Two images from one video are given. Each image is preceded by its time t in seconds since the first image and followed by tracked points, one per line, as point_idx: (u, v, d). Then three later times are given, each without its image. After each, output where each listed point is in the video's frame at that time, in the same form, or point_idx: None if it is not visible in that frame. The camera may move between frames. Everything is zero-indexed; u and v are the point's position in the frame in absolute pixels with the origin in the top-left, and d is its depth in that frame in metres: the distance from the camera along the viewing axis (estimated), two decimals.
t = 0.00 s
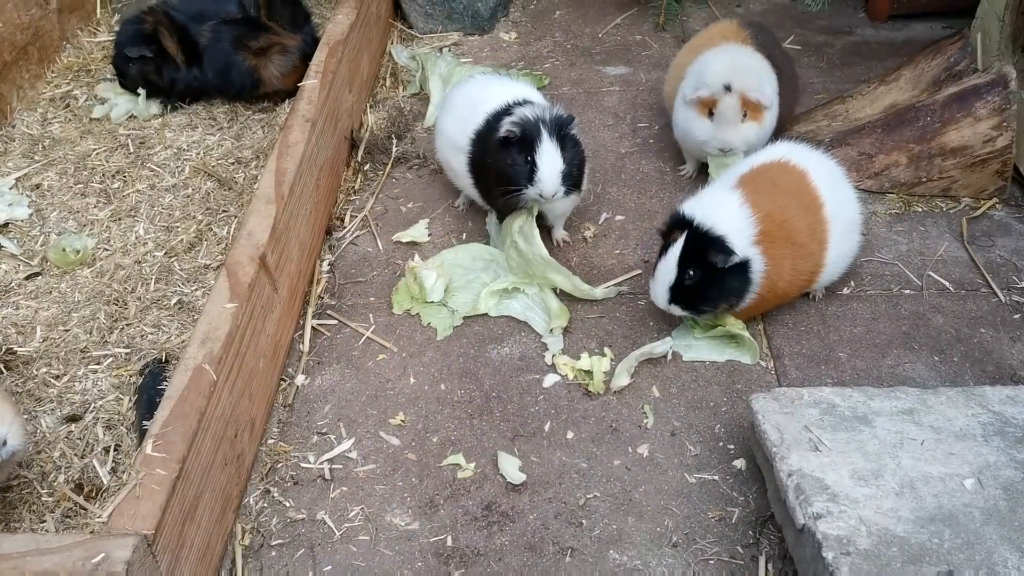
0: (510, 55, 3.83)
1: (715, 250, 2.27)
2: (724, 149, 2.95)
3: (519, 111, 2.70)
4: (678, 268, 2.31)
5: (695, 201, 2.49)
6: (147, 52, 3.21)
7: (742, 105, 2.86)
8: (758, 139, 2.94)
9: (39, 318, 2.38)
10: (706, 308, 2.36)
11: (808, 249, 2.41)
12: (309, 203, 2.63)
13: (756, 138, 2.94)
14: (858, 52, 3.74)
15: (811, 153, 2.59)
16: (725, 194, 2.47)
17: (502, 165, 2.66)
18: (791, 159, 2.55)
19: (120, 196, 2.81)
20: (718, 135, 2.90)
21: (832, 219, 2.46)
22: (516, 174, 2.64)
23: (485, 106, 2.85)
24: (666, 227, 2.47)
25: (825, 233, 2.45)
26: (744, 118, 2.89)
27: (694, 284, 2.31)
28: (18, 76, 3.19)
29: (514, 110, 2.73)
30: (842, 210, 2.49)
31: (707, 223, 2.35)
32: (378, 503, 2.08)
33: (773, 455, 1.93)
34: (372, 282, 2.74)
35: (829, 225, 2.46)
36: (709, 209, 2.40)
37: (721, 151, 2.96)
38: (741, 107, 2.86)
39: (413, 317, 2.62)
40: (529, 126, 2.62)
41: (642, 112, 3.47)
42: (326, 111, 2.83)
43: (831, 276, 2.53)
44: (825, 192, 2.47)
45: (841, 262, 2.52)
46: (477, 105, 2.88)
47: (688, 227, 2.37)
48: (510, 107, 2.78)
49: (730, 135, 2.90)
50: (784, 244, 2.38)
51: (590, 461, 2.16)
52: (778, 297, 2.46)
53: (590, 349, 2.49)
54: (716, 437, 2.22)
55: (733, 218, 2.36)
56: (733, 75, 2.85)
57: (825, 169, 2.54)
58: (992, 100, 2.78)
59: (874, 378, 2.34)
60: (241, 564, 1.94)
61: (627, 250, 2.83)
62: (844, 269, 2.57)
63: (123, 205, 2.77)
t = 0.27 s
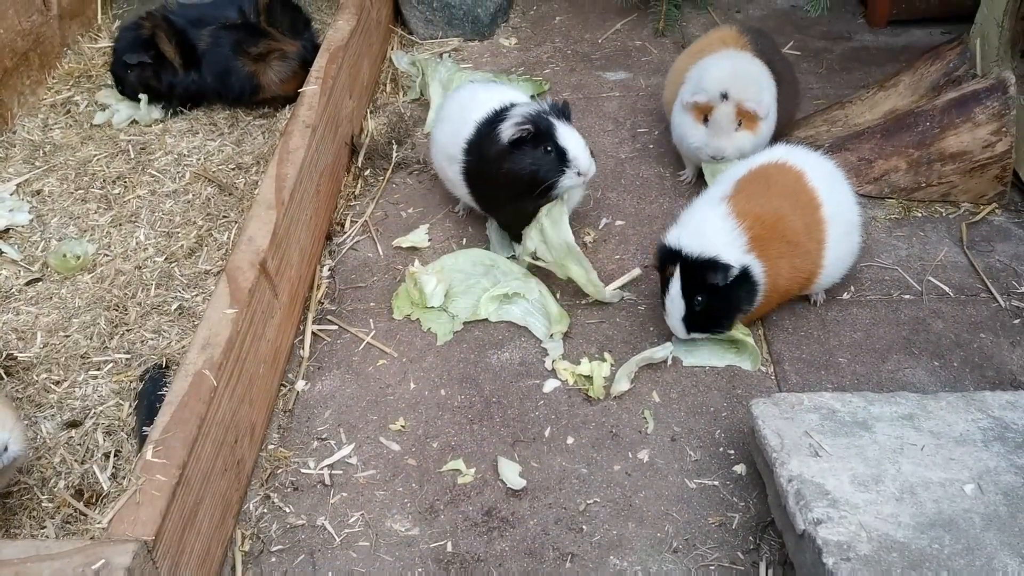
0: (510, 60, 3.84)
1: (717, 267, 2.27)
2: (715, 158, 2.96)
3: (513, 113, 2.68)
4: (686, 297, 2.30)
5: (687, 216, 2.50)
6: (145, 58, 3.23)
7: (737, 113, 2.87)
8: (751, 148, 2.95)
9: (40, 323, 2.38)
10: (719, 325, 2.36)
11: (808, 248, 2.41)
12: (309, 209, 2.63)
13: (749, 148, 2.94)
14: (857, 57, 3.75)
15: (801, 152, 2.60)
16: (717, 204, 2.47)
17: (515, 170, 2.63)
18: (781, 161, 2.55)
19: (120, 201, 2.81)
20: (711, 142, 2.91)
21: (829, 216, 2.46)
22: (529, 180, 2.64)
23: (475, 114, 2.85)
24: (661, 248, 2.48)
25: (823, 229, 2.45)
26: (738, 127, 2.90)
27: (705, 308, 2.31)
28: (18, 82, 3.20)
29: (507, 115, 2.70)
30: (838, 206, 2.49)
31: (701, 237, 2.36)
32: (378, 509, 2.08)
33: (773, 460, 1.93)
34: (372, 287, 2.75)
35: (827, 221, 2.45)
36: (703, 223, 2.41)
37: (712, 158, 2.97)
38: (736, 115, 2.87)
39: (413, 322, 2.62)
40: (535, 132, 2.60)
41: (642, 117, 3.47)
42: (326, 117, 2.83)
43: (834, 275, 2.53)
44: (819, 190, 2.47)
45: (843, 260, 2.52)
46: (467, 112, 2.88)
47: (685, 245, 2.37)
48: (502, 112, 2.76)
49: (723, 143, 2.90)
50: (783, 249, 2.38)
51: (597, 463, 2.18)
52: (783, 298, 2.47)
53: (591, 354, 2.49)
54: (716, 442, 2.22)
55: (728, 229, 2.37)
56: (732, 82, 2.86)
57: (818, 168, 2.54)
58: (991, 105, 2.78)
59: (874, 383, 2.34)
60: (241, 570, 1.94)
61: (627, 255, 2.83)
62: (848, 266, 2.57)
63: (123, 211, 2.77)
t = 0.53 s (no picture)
0: (510, 69, 3.85)
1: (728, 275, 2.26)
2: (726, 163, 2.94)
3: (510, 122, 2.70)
4: (703, 308, 2.28)
5: (684, 229, 2.51)
6: (135, 67, 3.24)
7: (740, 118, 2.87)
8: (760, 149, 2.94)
9: (40, 332, 2.38)
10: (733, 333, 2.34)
11: (807, 252, 2.42)
12: (309, 217, 2.63)
13: (758, 150, 2.93)
14: (856, 66, 3.76)
15: (794, 158, 2.60)
16: (714, 214, 2.48)
17: (517, 176, 2.64)
18: (774, 167, 2.56)
19: (121, 210, 2.82)
20: (720, 149, 2.90)
21: (826, 218, 2.46)
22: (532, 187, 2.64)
23: (471, 124, 2.86)
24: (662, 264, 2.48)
25: (820, 232, 2.45)
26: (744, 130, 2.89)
27: (722, 317, 2.28)
28: (20, 91, 3.20)
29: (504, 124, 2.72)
30: (838, 213, 2.49)
31: (700, 249, 2.37)
32: (379, 517, 2.08)
33: (773, 469, 1.93)
34: (373, 295, 2.75)
35: (824, 224, 2.46)
36: (700, 234, 2.42)
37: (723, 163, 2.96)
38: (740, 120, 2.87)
39: (414, 330, 2.62)
40: (537, 137, 2.61)
41: (642, 126, 3.48)
42: (327, 126, 2.84)
43: (834, 281, 2.54)
44: (814, 193, 2.48)
45: (845, 263, 2.52)
46: (462, 122, 2.90)
47: (690, 257, 2.36)
48: (499, 122, 2.78)
49: (732, 148, 2.90)
50: (785, 257, 2.39)
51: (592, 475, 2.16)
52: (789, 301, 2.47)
53: (591, 362, 2.49)
54: (717, 450, 2.22)
55: (728, 238, 2.37)
56: (730, 88, 2.87)
57: (812, 172, 2.54)
58: (990, 114, 2.79)
59: (874, 391, 2.34)
60: None
61: (627, 264, 2.84)
62: (849, 269, 2.57)
63: (124, 220, 2.78)
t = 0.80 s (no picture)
0: (510, 81, 3.87)
1: (711, 289, 2.28)
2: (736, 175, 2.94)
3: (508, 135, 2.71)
4: (683, 321, 2.32)
5: (682, 237, 2.51)
6: (139, 82, 3.24)
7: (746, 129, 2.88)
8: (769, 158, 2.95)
9: (41, 344, 2.38)
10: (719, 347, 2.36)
11: (807, 264, 2.41)
12: (310, 229, 2.64)
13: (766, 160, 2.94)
14: (855, 77, 3.78)
15: (797, 168, 2.61)
16: (713, 223, 2.49)
17: (515, 189, 2.65)
18: (776, 178, 2.56)
19: (122, 222, 2.83)
20: (731, 161, 2.89)
21: (827, 230, 2.47)
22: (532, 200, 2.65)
23: (470, 137, 2.88)
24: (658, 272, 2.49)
25: (819, 244, 2.45)
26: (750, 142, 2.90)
27: (704, 331, 2.31)
28: (21, 103, 3.21)
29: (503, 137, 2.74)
30: (837, 224, 2.49)
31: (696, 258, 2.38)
32: (379, 529, 2.07)
33: (774, 481, 1.93)
34: (373, 306, 2.75)
35: (825, 236, 2.46)
36: (698, 244, 2.42)
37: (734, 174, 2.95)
38: (747, 130, 2.88)
39: (414, 341, 2.62)
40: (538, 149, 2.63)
41: (641, 137, 3.49)
42: (328, 139, 2.85)
43: (834, 292, 2.54)
44: (815, 204, 2.48)
45: (843, 275, 2.52)
46: (462, 134, 2.91)
47: (679, 268, 2.38)
48: (498, 135, 2.79)
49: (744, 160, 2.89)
50: (783, 268, 2.39)
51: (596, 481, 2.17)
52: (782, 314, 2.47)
53: (591, 373, 2.49)
54: (717, 462, 2.22)
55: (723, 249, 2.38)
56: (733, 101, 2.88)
57: (814, 183, 2.55)
58: (988, 125, 2.80)
59: (874, 403, 2.34)
60: None
61: (627, 275, 2.84)
62: (848, 281, 2.57)
63: (125, 231, 2.79)
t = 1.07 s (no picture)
0: (511, 87, 3.87)
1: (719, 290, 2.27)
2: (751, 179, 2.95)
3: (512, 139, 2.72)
4: (693, 322, 2.29)
5: (684, 242, 2.50)
6: (140, 88, 3.24)
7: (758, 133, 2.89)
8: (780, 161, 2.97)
9: (42, 350, 2.38)
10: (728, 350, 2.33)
11: (807, 269, 2.41)
12: (310, 235, 2.64)
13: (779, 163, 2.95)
14: (855, 83, 3.78)
15: (799, 176, 2.61)
16: (716, 229, 2.48)
17: (512, 191, 2.66)
18: (779, 184, 2.56)
19: (123, 228, 2.83)
20: (746, 164, 2.90)
21: (827, 236, 2.47)
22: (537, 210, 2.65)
23: (469, 142, 2.89)
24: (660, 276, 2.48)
25: (820, 251, 2.45)
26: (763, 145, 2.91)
27: (713, 331, 2.28)
28: (23, 110, 3.22)
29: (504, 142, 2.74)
30: (838, 233, 2.50)
31: (701, 262, 2.36)
32: (380, 536, 2.07)
33: (776, 487, 1.92)
34: (374, 312, 2.75)
35: (826, 242, 2.46)
36: (702, 248, 2.41)
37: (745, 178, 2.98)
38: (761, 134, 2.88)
39: (415, 347, 2.62)
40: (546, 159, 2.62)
41: (642, 143, 3.49)
42: (329, 145, 2.86)
43: (834, 298, 2.54)
44: (816, 211, 2.48)
45: (842, 281, 2.52)
46: (461, 139, 2.92)
47: (685, 272, 2.37)
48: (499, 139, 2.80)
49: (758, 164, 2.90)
50: (785, 274, 2.38)
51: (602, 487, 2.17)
52: (784, 319, 2.46)
53: (592, 379, 2.49)
54: (719, 468, 2.21)
55: (728, 253, 2.37)
56: (744, 105, 2.88)
57: (814, 190, 2.55)
58: (988, 131, 2.81)
59: (876, 409, 2.34)
60: None
61: (628, 280, 2.84)
62: (847, 288, 2.57)
63: (126, 237, 2.79)
